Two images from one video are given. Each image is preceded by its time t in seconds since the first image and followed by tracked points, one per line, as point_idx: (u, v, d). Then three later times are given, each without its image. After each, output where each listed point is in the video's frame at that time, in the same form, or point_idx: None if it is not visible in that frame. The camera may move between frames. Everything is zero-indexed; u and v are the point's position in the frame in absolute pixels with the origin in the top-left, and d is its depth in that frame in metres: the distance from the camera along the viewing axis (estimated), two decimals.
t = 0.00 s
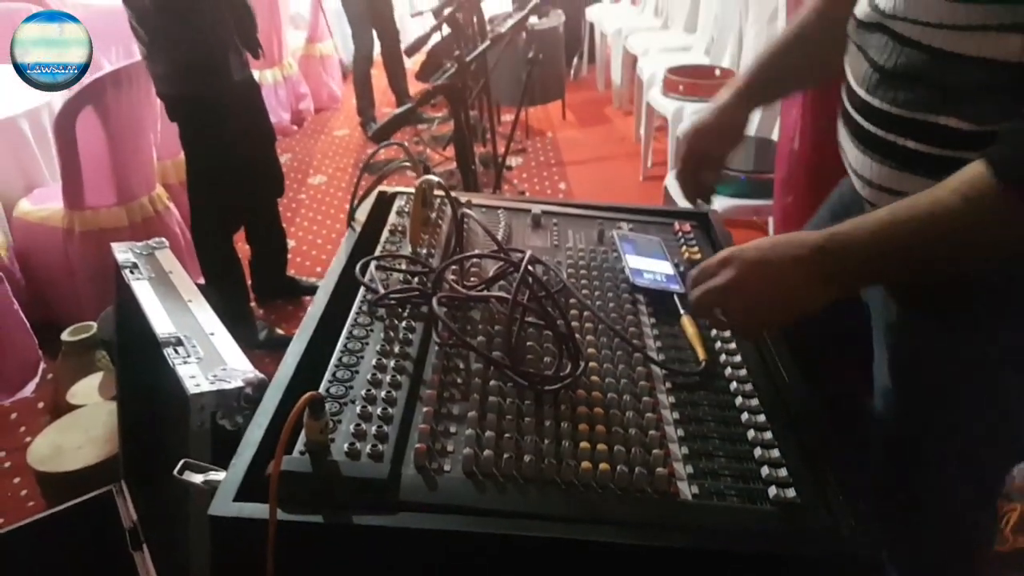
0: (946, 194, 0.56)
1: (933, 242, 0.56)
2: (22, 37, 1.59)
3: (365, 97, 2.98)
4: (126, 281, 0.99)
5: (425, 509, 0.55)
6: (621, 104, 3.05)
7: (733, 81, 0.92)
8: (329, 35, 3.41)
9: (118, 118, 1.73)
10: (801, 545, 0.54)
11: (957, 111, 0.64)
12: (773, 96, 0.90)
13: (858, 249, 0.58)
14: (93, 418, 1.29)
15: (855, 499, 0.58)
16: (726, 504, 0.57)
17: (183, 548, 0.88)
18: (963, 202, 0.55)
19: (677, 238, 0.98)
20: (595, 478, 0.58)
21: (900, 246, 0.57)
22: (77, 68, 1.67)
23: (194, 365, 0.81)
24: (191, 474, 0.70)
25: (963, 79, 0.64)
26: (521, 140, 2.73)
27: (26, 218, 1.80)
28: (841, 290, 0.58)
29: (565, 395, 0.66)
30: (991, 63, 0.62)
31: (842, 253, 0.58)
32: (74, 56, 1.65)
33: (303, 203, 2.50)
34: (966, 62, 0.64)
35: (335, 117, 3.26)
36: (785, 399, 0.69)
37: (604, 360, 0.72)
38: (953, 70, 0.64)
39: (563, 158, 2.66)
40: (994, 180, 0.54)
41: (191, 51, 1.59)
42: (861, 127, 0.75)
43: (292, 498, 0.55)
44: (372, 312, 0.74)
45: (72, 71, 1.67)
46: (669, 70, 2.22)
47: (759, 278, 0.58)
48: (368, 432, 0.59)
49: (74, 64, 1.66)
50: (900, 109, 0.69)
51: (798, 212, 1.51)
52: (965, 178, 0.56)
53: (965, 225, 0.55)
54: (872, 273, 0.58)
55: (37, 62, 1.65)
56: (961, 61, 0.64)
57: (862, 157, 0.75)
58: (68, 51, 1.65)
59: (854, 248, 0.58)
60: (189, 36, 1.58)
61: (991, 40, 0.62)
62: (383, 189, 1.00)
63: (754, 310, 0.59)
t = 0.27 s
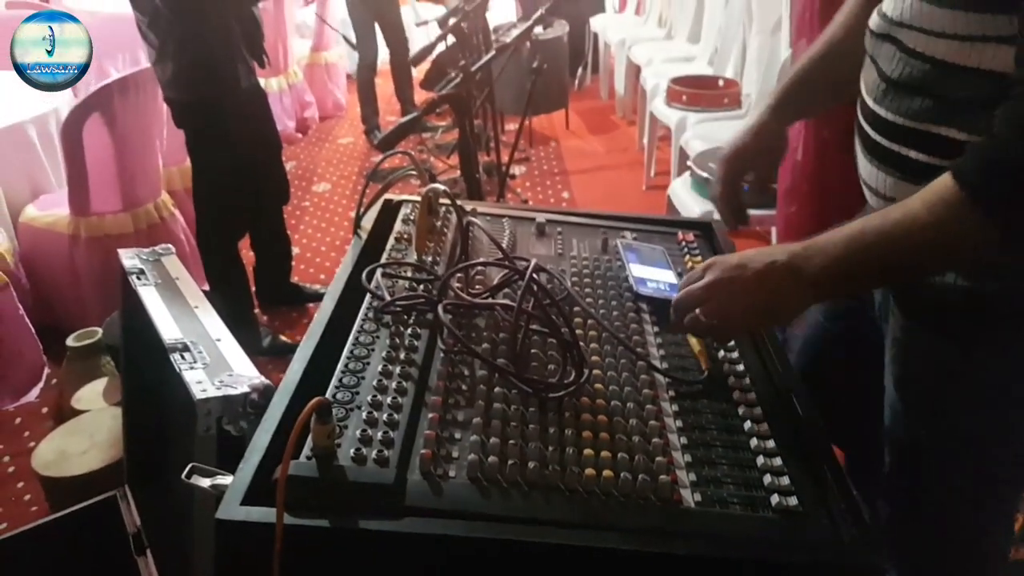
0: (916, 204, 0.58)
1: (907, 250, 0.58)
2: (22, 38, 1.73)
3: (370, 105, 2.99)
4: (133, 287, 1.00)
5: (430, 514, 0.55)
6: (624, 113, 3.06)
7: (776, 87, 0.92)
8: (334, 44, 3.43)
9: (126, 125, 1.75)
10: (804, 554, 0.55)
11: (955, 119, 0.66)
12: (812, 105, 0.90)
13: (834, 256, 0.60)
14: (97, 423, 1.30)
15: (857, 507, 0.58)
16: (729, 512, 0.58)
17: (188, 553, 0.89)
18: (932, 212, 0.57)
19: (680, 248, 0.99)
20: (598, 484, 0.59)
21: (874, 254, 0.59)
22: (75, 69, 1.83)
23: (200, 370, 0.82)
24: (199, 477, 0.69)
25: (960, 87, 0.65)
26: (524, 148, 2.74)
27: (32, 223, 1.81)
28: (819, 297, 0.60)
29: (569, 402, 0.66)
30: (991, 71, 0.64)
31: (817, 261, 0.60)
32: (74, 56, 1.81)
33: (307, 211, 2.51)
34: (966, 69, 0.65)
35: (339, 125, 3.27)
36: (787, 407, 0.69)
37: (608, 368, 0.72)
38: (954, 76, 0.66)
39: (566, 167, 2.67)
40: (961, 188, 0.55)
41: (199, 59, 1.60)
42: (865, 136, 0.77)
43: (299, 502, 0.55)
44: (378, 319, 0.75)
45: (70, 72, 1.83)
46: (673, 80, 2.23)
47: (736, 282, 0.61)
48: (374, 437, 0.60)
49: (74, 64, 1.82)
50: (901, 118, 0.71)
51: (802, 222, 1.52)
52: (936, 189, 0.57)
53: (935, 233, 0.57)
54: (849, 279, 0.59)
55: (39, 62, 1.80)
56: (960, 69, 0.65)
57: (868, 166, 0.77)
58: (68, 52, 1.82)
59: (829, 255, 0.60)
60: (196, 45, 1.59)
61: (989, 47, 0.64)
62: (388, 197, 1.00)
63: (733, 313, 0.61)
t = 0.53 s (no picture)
0: (904, 215, 0.57)
1: (898, 261, 0.57)
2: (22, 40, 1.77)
3: (372, 114, 3.00)
4: (135, 293, 1.00)
5: (431, 523, 0.55)
6: (627, 123, 3.07)
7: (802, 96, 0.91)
8: (338, 52, 3.44)
9: (129, 132, 1.75)
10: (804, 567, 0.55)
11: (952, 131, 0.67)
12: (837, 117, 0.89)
13: (824, 270, 0.59)
14: (97, 430, 1.30)
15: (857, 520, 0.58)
16: (729, 522, 0.57)
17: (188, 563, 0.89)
18: (918, 222, 0.56)
19: (681, 258, 0.99)
20: (599, 494, 0.58)
21: (864, 267, 0.58)
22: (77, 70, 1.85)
23: (202, 378, 0.82)
24: (202, 485, 0.69)
25: (957, 102, 0.66)
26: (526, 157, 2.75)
27: (34, 229, 1.81)
28: (813, 311, 0.60)
29: (570, 412, 0.66)
30: (983, 84, 0.65)
31: (808, 274, 0.60)
32: (74, 55, 1.83)
33: (309, 219, 2.51)
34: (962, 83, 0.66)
35: (342, 133, 3.28)
36: (788, 418, 0.69)
37: (609, 378, 0.72)
38: (952, 91, 0.67)
39: (568, 177, 2.67)
40: (945, 198, 0.55)
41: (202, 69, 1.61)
42: (871, 146, 0.79)
43: (301, 511, 0.55)
44: (380, 328, 0.75)
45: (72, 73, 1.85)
46: (675, 92, 2.23)
47: (727, 299, 0.61)
48: (376, 446, 0.60)
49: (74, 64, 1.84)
50: (902, 129, 0.72)
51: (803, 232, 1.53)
52: (923, 198, 0.57)
53: (923, 242, 0.56)
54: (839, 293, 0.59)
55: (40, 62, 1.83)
56: (956, 82, 0.67)
57: (873, 176, 0.79)
58: (68, 52, 1.84)
59: (819, 269, 0.60)
60: (200, 55, 1.60)
61: (981, 61, 0.65)
62: (392, 206, 1.01)
63: (726, 329, 0.61)
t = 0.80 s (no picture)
0: (897, 228, 0.59)
1: (894, 273, 0.59)
2: (22, 40, 1.96)
3: (370, 132, 3.01)
4: (129, 312, 1.00)
5: (423, 546, 0.55)
6: (622, 143, 3.08)
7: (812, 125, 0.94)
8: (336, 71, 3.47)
9: (124, 149, 1.75)
10: None
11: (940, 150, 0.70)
12: (839, 146, 0.92)
13: (819, 286, 0.61)
14: (87, 448, 1.28)
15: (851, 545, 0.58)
16: (724, 545, 0.57)
17: None
18: (909, 233, 0.58)
19: (676, 279, 0.99)
20: (593, 516, 0.58)
21: (860, 280, 0.60)
22: (74, 70, 2.06)
23: (195, 398, 0.82)
24: (195, 506, 0.68)
25: (945, 120, 0.69)
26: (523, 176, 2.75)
27: (27, 245, 1.80)
28: (809, 325, 0.61)
29: (566, 433, 0.66)
30: (970, 103, 0.67)
31: (804, 289, 0.61)
32: (72, 57, 2.05)
33: (304, 236, 2.51)
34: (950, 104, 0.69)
35: (339, 151, 3.29)
36: (780, 439, 0.69)
37: (605, 398, 0.72)
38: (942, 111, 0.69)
39: (564, 196, 2.68)
40: (936, 210, 0.57)
41: (199, 88, 1.62)
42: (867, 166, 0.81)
43: (294, 533, 0.55)
44: (376, 348, 0.75)
45: (69, 73, 2.07)
46: (670, 113, 2.25)
47: (724, 317, 0.62)
48: (370, 467, 0.59)
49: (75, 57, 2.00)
50: (895, 148, 0.75)
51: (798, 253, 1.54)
52: (913, 213, 0.59)
53: (919, 251, 0.58)
54: (837, 305, 0.60)
55: (40, 63, 2.06)
56: (944, 102, 0.69)
57: (866, 196, 0.81)
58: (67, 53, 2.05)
59: (814, 284, 0.61)
60: (197, 73, 1.61)
61: (966, 81, 0.67)
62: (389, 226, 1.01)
63: (724, 346, 0.62)
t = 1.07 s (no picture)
0: (881, 246, 0.64)
1: (878, 289, 0.63)
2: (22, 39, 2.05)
3: (356, 151, 3.03)
4: (110, 333, 1.00)
5: None
6: (606, 165, 3.11)
7: (808, 154, 1.00)
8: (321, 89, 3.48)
9: (107, 167, 1.74)
10: None
11: (919, 170, 0.78)
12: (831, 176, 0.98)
13: (806, 302, 0.65)
14: (61, 471, 1.26)
15: None
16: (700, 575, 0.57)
17: None
18: (893, 250, 0.63)
19: (656, 304, 1.00)
20: (573, 545, 0.58)
21: (846, 295, 0.64)
22: (73, 68, 2.12)
23: (176, 423, 0.83)
24: (174, 535, 0.66)
25: (924, 142, 0.76)
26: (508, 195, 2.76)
27: (7, 263, 1.79)
28: (797, 340, 0.65)
29: (547, 461, 0.66)
30: (945, 128, 0.74)
31: (791, 306, 0.65)
32: (72, 56, 2.11)
33: (287, 254, 2.51)
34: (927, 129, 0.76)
35: (324, 169, 3.29)
36: (757, 467, 0.69)
37: (586, 425, 0.73)
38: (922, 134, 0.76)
39: (548, 217, 2.70)
40: (921, 228, 0.62)
41: (185, 107, 1.64)
42: (851, 186, 0.89)
43: (271, 563, 0.55)
44: (358, 375, 0.75)
45: (68, 72, 2.13)
46: (653, 137, 2.29)
47: (716, 332, 0.66)
48: (351, 496, 0.59)
49: (72, 66, 2.12)
50: (879, 169, 0.82)
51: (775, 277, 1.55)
52: (895, 231, 0.64)
53: (900, 269, 0.62)
54: (823, 319, 0.65)
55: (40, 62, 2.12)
56: (924, 127, 0.76)
57: (850, 214, 0.89)
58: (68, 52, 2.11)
59: (801, 302, 0.65)
60: (185, 92, 1.62)
61: (943, 107, 0.74)
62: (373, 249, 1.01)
63: (715, 364, 0.65)
